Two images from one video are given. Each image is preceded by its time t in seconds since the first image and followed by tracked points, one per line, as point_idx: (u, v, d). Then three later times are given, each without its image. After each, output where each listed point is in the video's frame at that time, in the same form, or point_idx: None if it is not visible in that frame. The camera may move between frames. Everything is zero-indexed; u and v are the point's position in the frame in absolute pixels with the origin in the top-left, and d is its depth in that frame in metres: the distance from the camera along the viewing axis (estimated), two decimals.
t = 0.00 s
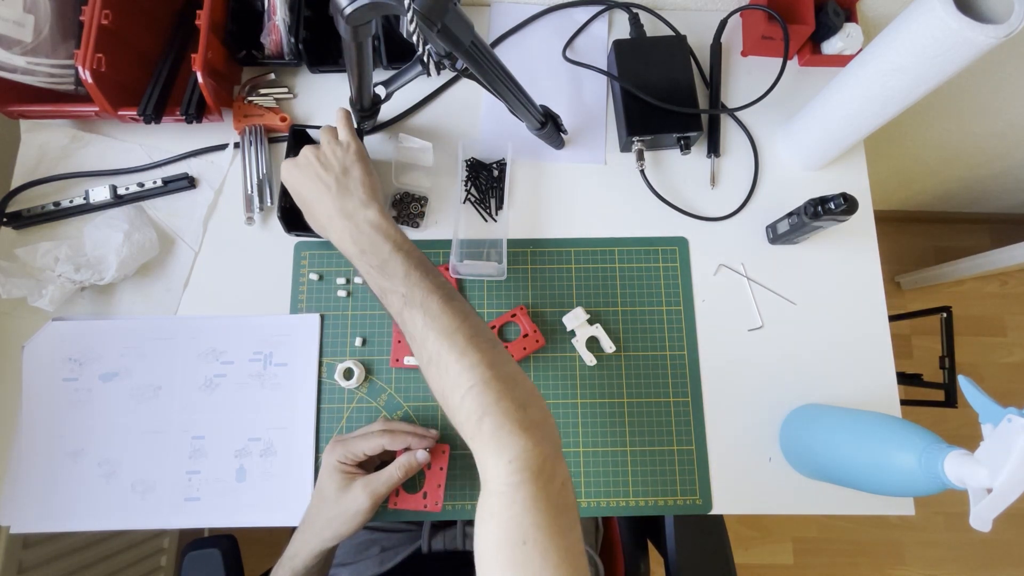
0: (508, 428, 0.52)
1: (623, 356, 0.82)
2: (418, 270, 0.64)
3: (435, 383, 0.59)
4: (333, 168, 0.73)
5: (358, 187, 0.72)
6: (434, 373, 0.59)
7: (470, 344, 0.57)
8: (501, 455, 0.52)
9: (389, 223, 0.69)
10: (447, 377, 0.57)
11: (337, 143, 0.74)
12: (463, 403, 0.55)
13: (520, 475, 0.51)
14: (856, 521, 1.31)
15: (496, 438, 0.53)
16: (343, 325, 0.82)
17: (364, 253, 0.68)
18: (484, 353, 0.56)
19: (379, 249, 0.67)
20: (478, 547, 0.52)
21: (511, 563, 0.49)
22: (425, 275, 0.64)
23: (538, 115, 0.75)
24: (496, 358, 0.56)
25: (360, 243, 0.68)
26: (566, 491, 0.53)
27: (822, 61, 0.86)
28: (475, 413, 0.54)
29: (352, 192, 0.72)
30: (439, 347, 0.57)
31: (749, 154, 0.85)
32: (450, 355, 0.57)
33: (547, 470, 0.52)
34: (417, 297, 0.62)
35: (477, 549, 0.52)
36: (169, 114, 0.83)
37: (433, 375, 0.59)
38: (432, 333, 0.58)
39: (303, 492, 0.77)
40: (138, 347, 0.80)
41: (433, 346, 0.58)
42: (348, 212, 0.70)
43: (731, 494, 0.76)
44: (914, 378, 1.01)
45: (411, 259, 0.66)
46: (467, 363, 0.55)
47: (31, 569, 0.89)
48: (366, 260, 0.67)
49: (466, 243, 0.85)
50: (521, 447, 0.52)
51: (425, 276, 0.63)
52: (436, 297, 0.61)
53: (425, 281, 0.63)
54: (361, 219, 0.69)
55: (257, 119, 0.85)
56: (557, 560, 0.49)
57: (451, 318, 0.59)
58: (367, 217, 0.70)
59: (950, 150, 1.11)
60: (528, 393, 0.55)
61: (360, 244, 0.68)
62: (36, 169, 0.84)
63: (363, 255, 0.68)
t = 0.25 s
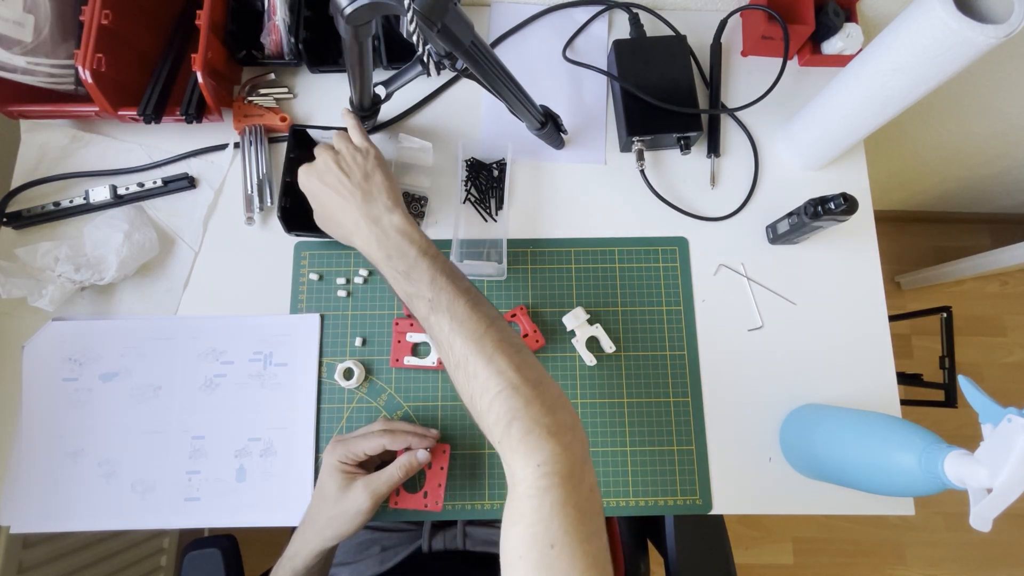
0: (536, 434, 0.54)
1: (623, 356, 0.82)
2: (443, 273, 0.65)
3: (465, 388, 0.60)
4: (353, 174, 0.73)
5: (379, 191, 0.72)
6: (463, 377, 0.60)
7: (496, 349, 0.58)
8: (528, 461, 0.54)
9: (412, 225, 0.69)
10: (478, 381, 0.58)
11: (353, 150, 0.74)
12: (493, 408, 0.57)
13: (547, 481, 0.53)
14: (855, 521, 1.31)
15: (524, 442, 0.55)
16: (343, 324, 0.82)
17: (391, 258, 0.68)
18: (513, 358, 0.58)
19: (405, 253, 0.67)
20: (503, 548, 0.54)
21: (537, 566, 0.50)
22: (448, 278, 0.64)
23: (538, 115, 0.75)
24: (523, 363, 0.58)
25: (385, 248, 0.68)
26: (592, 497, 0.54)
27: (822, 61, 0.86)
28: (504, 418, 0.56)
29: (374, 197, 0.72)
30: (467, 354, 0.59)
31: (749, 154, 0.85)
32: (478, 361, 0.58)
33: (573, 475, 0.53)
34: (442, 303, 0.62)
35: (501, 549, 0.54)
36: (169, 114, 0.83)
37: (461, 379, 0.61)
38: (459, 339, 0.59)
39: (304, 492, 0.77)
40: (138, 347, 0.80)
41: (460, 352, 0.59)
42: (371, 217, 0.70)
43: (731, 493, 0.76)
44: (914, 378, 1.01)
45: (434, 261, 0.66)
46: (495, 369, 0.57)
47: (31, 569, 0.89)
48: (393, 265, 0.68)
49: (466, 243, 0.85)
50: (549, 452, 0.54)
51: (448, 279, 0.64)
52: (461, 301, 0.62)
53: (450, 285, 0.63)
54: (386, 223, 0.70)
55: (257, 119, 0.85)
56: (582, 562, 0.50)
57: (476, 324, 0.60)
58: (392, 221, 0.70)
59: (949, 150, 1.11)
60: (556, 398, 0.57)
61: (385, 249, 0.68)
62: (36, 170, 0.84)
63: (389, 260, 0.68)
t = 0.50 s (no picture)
0: (541, 432, 0.55)
1: (623, 356, 0.82)
2: (442, 283, 0.65)
3: (468, 392, 0.60)
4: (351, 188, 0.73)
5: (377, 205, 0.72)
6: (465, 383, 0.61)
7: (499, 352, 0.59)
8: (531, 458, 0.54)
9: (410, 238, 0.70)
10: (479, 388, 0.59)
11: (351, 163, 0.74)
12: (496, 413, 0.57)
13: (552, 476, 0.53)
14: (855, 521, 1.31)
15: (528, 443, 0.55)
16: (343, 324, 0.82)
17: (390, 270, 0.69)
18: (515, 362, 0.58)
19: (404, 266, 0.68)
20: (509, 547, 0.54)
21: (540, 563, 0.51)
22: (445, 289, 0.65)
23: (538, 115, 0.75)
24: (523, 365, 0.58)
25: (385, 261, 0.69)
26: (600, 492, 0.54)
27: (822, 61, 0.86)
28: (507, 421, 0.56)
29: (372, 210, 0.72)
30: (470, 359, 0.59)
31: (748, 154, 0.85)
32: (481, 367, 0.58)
33: (578, 471, 0.54)
34: (443, 312, 0.63)
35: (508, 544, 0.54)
36: (169, 114, 0.83)
37: (464, 384, 0.61)
38: (461, 345, 0.60)
39: (303, 492, 0.77)
40: (138, 347, 0.80)
41: (463, 359, 0.60)
42: (371, 231, 0.71)
43: (731, 494, 0.76)
44: (914, 378, 1.01)
45: (432, 273, 0.66)
46: (498, 373, 0.57)
47: (31, 569, 0.89)
48: (393, 279, 0.68)
49: (466, 243, 0.85)
50: (554, 451, 0.54)
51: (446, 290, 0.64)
52: (460, 309, 0.62)
53: (450, 294, 0.64)
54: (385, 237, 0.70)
55: (257, 119, 0.85)
56: (588, 560, 0.50)
57: (478, 329, 0.60)
58: (391, 235, 0.70)
59: (949, 150, 1.11)
60: (561, 395, 0.57)
61: (385, 262, 0.69)
62: (36, 170, 0.84)
63: (389, 274, 0.69)
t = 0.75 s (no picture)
0: (526, 435, 0.54)
1: (623, 356, 0.82)
2: (439, 283, 0.66)
3: (458, 391, 0.61)
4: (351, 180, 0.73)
5: (377, 199, 0.72)
6: (456, 381, 0.61)
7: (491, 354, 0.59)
8: (517, 462, 0.54)
9: (410, 235, 0.70)
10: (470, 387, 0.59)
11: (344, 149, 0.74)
12: (484, 413, 0.57)
13: (537, 482, 0.53)
14: (855, 521, 1.31)
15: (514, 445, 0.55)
16: (343, 324, 0.82)
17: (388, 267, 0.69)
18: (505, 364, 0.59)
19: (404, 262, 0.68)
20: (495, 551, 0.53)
21: (526, 566, 0.50)
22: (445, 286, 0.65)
23: (538, 115, 0.75)
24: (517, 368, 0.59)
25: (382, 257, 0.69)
26: (583, 500, 0.54)
27: (823, 61, 0.86)
28: (494, 422, 0.56)
29: (372, 204, 0.72)
30: (463, 358, 0.59)
31: (748, 155, 0.85)
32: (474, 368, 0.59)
33: (563, 478, 0.53)
34: (440, 309, 0.63)
35: (493, 549, 0.53)
36: (169, 114, 0.83)
37: (454, 383, 0.61)
38: (453, 343, 0.60)
39: (304, 492, 0.77)
40: (138, 347, 0.80)
41: (456, 358, 0.60)
42: (370, 226, 0.71)
43: (731, 494, 0.76)
44: (914, 378, 1.01)
45: (431, 271, 0.67)
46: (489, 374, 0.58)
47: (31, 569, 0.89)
48: (391, 274, 0.68)
49: (466, 243, 0.84)
50: (539, 455, 0.54)
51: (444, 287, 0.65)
52: (456, 310, 0.62)
53: (446, 294, 0.64)
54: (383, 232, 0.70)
55: (257, 119, 0.85)
56: (575, 562, 0.50)
57: (473, 330, 0.60)
58: (391, 231, 0.70)
59: (949, 150, 1.11)
60: (550, 400, 0.58)
61: (385, 258, 0.69)
62: (36, 170, 0.84)
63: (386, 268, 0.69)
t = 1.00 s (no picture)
0: (589, 461, 0.53)
1: (623, 356, 0.82)
2: (475, 309, 0.60)
3: (498, 413, 0.57)
4: (368, 203, 0.65)
5: (399, 223, 0.66)
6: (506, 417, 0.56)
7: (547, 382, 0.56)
8: (572, 486, 0.53)
9: (440, 258, 0.65)
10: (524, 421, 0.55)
11: (354, 164, 0.67)
12: (551, 450, 0.54)
13: (598, 504, 0.52)
14: (855, 521, 1.31)
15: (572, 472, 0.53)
16: (343, 324, 0.82)
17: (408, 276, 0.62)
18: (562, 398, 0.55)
19: (441, 287, 0.61)
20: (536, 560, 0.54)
21: None
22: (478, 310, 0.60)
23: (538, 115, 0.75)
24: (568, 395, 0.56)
25: (411, 276, 0.62)
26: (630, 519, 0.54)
27: (822, 61, 0.86)
28: (555, 450, 0.54)
29: (397, 226, 0.65)
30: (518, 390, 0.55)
31: (748, 155, 0.85)
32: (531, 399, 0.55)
33: (618, 495, 0.53)
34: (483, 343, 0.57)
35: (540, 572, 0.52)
36: (169, 114, 0.83)
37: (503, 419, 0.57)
38: (506, 366, 0.56)
39: (304, 492, 0.77)
40: (138, 347, 0.80)
41: (509, 390, 0.55)
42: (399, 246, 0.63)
43: (731, 494, 0.76)
44: (914, 378, 1.01)
45: (463, 298, 0.61)
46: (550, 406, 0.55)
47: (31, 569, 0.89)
48: (418, 285, 0.61)
49: (466, 243, 0.85)
50: (598, 479, 0.53)
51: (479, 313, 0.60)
52: (498, 337, 0.58)
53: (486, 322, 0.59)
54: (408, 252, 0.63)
55: (257, 119, 0.85)
56: None
57: (520, 355, 0.57)
58: (417, 253, 0.64)
59: (949, 150, 1.11)
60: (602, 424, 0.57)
61: (428, 280, 0.61)
62: (36, 170, 0.84)
63: (421, 289, 0.61)
